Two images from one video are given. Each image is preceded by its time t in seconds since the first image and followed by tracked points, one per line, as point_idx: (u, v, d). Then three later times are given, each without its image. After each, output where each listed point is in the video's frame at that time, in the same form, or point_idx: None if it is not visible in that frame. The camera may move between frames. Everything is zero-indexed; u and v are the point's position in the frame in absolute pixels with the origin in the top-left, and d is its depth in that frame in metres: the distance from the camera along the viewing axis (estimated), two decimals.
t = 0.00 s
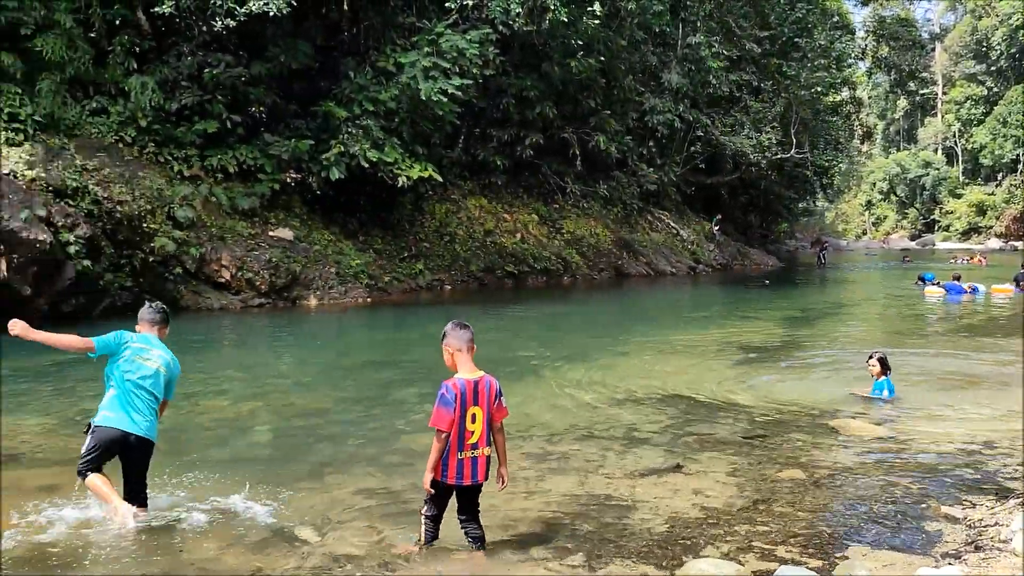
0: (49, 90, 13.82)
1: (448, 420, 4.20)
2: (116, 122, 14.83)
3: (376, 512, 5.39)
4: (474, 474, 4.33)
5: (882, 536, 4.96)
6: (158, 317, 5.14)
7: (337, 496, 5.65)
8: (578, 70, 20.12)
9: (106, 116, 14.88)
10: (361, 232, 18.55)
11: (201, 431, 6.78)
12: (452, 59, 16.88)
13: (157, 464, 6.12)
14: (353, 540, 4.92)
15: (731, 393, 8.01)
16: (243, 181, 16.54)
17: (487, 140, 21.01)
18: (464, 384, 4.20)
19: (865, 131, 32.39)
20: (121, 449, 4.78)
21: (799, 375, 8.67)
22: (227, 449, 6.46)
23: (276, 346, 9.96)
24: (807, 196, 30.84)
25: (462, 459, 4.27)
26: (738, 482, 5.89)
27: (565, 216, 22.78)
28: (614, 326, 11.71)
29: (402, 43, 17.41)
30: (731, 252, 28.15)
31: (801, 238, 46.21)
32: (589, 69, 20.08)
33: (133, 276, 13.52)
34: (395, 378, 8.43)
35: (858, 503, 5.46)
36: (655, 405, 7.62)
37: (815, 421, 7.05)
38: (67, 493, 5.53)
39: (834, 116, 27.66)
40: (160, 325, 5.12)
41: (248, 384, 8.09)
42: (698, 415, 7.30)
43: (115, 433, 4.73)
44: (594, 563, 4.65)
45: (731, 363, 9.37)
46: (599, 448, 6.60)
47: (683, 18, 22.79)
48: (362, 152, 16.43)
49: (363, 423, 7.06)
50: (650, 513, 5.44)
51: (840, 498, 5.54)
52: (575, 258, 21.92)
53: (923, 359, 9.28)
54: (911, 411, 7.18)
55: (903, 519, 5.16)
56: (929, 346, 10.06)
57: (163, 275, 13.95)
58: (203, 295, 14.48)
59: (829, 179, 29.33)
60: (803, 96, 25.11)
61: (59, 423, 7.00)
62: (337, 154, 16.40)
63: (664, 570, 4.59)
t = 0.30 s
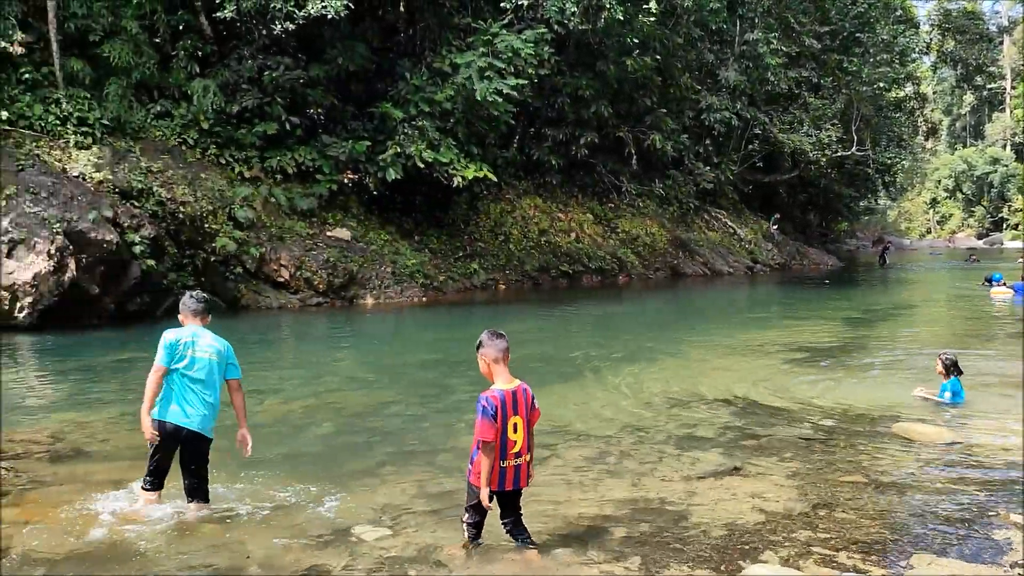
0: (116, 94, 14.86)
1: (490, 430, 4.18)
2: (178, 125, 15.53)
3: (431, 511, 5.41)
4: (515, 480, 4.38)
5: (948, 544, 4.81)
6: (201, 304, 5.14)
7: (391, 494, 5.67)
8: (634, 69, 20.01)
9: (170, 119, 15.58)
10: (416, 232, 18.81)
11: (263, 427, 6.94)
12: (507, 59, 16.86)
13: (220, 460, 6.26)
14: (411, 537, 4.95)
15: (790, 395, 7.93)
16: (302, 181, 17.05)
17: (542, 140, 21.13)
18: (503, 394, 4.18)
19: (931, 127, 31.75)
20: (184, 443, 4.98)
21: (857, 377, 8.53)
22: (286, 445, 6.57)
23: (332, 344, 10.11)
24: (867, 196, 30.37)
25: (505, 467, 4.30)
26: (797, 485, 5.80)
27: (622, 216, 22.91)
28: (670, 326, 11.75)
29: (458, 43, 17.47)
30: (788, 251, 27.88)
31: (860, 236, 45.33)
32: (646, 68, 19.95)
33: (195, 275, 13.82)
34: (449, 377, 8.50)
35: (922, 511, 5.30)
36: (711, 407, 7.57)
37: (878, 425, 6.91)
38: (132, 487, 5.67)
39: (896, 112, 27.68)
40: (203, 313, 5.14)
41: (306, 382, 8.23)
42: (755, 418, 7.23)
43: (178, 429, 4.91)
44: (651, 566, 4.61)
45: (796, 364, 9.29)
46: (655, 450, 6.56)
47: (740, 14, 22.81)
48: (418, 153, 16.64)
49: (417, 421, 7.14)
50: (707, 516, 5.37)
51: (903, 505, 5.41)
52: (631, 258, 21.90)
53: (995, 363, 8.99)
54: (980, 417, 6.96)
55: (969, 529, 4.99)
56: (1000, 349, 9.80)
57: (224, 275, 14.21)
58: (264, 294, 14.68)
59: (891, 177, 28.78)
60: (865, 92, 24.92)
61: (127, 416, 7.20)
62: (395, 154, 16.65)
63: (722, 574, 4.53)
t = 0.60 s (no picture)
0: (179, 95, 15.30)
1: (522, 431, 4.20)
2: (239, 124, 15.97)
3: (489, 507, 5.44)
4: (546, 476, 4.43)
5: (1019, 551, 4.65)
6: (242, 298, 5.21)
7: (450, 490, 5.71)
8: (690, 64, 19.83)
9: (231, 119, 16.03)
10: (471, 229, 18.90)
11: (325, 423, 7.07)
12: (562, 56, 16.71)
13: (280, 455, 6.36)
14: (470, 533, 4.97)
15: (851, 395, 7.81)
16: (359, 180, 17.35)
17: (597, 136, 21.42)
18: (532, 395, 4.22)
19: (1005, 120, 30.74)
20: (239, 436, 5.04)
21: (924, 378, 8.32)
22: (346, 441, 6.66)
23: (391, 341, 10.25)
24: (933, 190, 29.68)
25: (538, 465, 4.34)
26: (860, 487, 5.68)
27: (678, 212, 22.86)
28: (726, 324, 11.67)
29: (513, 40, 17.42)
30: (851, 247, 26.57)
31: (926, 233, 44.07)
32: (702, 63, 19.79)
33: (254, 273, 14.36)
34: (505, 374, 8.54)
35: (992, 516, 5.14)
36: (770, 407, 7.49)
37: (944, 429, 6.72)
38: (196, 481, 5.77)
39: (962, 104, 27.33)
40: (243, 307, 5.21)
41: (364, 378, 8.36)
42: (815, 418, 7.14)
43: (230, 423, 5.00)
44: (709, 566, 4.56)
45: (861, 363, 9.12)
46: (712, 449, 6.51)
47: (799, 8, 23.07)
48: (473, 151, 16.69)
49: (473, 417, 7.21)
50: (768, 517, 5.29)
51: (971, 509, 5.26)
52: (688, 256, 21.69)
53: None
54: None
55: None
56: None
57: (283, 272, 14.62)
58: (322, 293, 14.94)
59: (957, 170, 27.96)
60: (930, 85, 24.36)
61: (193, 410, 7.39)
62: (450, 153, 16.77)
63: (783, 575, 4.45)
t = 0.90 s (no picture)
0: (236, 95, 15.69)
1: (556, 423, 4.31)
2: (296, 123, 16.30)
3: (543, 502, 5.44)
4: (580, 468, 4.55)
5: None
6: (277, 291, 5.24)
7: (504, 485, 5.73)
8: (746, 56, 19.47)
9: (287, 118, 16.40)
10: (522, 225, 18.96)
11: (384, 416, 7.18)
12: (614, 50, 16.56)
13: (336, 449, 6.45)
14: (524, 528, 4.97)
15: (913, 393, 7.65)
16: (412, 177, 17.50)
17: (650, 131, 21.40)
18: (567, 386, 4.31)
19: None
20: (280, 430, 5.15)
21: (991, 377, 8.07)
22: (400, 435, 6.73)
23: (444, 337, 10.35)
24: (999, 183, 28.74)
25: (573, 456, 4.45)
26: (922, 487, 5.56)
27: (732, 207, 22.62)
28: (781, 319, 11.53)
29: (565, 36, 17.38)
30: (911, 243, 25.76)
31: (993, 226, 42.52)
32: (756, 56, 19.57)
33: (311, 269, 14.56)
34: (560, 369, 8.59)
35: None
36: (829, 404, 7.37)
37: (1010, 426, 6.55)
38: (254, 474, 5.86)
39: None
40: (280, 299, 5.22)
41: (419, 374, 8.45)
42: (875, 416, 7.01)
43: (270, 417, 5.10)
44: (767, 565, 4.47)
45: (925, 359, 8.89)
46: (769, 446, 6.46)
47: None
48: (524, 147, 16.74)
49: (526, 412, 7.23)
50: (827, 515, 5.19)
51: None
52: (743, 251, 21.40)
53: None
54: None
55: None
56: None
57: (339, 269, 14.78)
58: (377, 289, 15.04)
59: None
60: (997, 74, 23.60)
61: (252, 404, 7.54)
62: (502, 149, 16.87)
63: None
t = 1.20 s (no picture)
0: (287, 96, 16.04)
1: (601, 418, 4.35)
2: (344, 124, 16.53)
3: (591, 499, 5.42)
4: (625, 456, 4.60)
5: None
6: (319, 288, 5.11)
7: (552, 482, 5.72)
8: (797, 51, 19.58)
9: (336, 119, 16.64)
10: (569, 223, 19.04)
11: (434, 413, 7.25)
12: (662, 46, 16.59)
13: (385, 446, 6.51)
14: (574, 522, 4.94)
15: (970, 392, 7.47)
16: (459, 176, 17.66)
17: (698, 127, 21.42)
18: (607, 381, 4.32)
19: None
20: (324, 426, 5.19)
21: None
22: (448, 432, 6.77)
23: (493, 334, 10.43)
24: None
25: (619, 446, 4.52)
26: (980, 488, 5.41)
27: (781, 204, 22.30)
28: (832, 318, 11.36)
29: (612, 33, 17.60)
30: (968, 239, 24.91)
31: None
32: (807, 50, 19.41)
33: (360, 268, 14.69)
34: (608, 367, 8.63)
35: None
36: (883, 404, 7.24)
37: None
38: (303, 469, 5.93)
39: None
40: (320, 296, 5.11)
41: (467, 371, 8.51)
42: (930, 416, 6.86)
43: (312, 415, 5.14)
44: (820, 565, 4.36)
45: (984, 359, 8.66)
46: (821, 445, 6.38)
47: None
48: (572, 144, 16.71)
49: (574, 411, 7.24)
50: (882, 515, 5.06)
51: None
52: (793, 248, 20.93)
53: None
54: None
55: None
56: None
57: (387, 267, 14.92)
58: (424, 286, 15.16)
59: None
60: None
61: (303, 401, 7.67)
62: (549, 147, 16.91)
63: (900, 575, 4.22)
